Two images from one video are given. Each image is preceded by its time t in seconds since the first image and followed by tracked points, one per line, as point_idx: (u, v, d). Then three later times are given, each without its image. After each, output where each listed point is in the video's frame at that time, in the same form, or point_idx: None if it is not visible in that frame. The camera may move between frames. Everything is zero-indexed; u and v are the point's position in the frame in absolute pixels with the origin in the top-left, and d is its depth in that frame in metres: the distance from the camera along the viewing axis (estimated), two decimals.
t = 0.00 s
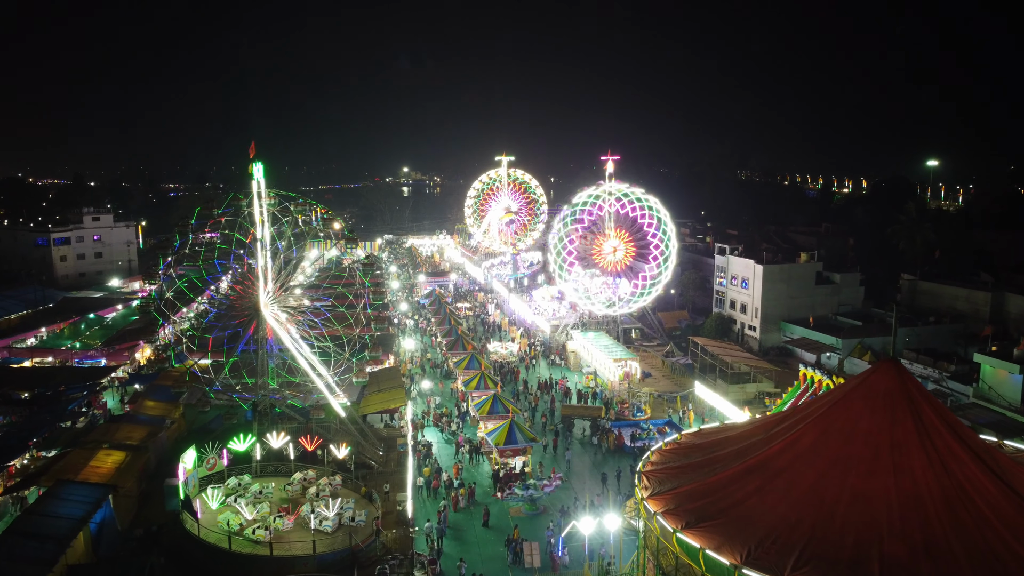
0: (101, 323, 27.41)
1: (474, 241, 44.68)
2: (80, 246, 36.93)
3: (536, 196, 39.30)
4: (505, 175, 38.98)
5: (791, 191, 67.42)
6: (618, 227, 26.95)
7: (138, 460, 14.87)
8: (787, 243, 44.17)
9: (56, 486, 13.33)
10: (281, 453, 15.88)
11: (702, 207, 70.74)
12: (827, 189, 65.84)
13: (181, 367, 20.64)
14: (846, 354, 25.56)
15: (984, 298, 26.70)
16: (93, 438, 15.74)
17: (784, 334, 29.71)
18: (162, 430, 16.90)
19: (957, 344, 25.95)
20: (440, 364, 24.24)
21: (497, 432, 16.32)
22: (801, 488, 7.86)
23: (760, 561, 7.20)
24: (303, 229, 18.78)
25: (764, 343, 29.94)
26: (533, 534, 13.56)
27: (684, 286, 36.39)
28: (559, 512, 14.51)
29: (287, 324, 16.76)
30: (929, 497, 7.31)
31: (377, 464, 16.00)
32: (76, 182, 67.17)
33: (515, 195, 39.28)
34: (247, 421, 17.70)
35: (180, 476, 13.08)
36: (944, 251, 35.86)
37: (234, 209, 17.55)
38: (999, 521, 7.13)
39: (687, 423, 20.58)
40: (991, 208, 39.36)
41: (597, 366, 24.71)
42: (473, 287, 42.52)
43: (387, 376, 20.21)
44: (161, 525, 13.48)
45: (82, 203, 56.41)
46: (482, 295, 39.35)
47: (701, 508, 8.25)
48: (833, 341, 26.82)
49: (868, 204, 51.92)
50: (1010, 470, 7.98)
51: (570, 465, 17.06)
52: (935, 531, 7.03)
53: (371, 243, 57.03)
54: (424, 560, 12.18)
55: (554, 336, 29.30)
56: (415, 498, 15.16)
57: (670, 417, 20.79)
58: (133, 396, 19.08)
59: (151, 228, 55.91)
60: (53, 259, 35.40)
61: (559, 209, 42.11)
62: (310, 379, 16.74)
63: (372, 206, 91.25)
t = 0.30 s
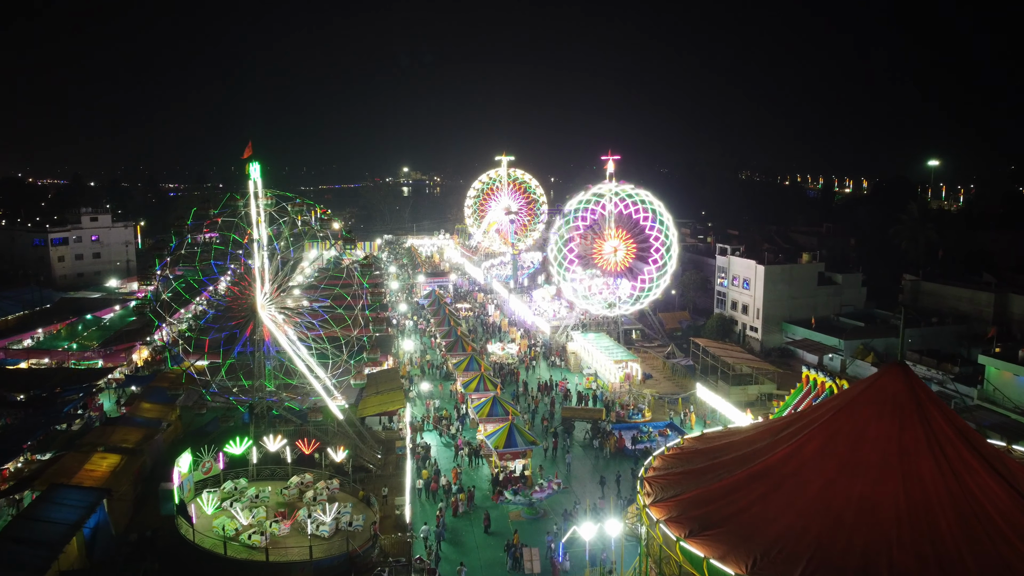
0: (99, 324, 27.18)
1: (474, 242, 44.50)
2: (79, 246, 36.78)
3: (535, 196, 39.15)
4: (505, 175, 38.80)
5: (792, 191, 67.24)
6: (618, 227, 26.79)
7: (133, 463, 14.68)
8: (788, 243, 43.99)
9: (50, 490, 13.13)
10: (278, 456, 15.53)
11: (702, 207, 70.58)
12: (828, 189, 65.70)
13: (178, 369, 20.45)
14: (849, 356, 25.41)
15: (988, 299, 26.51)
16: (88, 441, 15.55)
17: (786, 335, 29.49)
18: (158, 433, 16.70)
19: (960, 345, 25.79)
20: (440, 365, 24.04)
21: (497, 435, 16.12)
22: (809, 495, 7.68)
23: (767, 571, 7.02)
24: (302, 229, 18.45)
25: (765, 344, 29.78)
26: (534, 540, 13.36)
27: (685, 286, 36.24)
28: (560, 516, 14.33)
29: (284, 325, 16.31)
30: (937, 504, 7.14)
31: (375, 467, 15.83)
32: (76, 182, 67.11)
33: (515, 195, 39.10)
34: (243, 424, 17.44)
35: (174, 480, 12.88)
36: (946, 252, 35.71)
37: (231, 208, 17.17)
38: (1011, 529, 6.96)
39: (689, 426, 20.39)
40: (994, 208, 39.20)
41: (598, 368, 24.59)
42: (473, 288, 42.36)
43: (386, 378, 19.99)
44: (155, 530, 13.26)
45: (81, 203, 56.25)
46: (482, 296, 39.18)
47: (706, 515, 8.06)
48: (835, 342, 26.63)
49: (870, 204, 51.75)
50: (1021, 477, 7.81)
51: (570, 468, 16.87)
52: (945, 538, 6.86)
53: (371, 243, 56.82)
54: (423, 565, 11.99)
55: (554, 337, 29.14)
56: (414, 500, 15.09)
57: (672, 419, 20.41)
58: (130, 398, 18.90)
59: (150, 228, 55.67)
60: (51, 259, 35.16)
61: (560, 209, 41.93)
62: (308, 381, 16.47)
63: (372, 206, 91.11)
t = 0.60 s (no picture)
0: (95, 325, 26.89)
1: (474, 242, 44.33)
2: (76, 247, 36.57)
3: (535, 197, 38.88)
4: (505, 175, 38.60)
5: (793, 191, 67.04)
6: (619, 228, 26.54)
7: (128, 467, 14.50)
8: (789, 244, 43.81)
9: (42, 495, 12.93)
10: (275, 461, 15.31)
11: (703, 208, 70.42)
12: (829, 189, 65.51)
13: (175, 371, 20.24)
14: (851, 358, 25.27)
15: (992, 300, 26.32)
16: (83, 445, 15.36)
17: (787, 336, 29.29)
18: (154, 436, 16.50)
19: (964, 347, 25.62)
20: (440, 367, 23.81)
21: (497, 438, 15.97)
22: (817, 504, 7.48)
23: None
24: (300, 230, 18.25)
25: (767, 345, 29.59)
26: (534, 546, 13.19)
27: (686, 287, 36.07)
28: (560, 521, 14.16)
29: (281, 328, 16.11)
30: (949, 514, 6.94)
31: (373, 471, 15.66)
32: (74, 182, 66.95)
33: (515, 196, 39.02)
34: (240, 427, 17.27)
35: (169, 485, 12.70)
36: (949, 253, 35.54)
37: (227, 210, 16.63)
38: None
39: (690, 428, 20.21)
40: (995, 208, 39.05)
41: (599, 369, 24.40)
42: (473, 288, 42.14)
43: (385, 380, 19.77)
44: (151, 535, 13.12)
45: (80, 203, 56.07)
46: (482, 296, 38.98)
47: (711, 524, 7.87)
48: (838, 344, 26.44)
49: (871, 204, 51.58)
50: None
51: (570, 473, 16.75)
52: (958, 548, 6.67)
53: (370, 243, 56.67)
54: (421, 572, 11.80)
55: (554, 339, 28.93)
56: (411, 503, 15.06)
57: (673, 422, 20.58)
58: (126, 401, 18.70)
59: (149, 228, 55.46)
60: (49, 259, 34.98)
61: (560, 210, 41.76)
62: (305, 384, 16.30)
63: (372, 206, 90.95)
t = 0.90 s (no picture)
0: (93, 327, 26.46)
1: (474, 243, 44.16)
2: (74, 247, 36.32)
3: (536, 197, 38.96)
4: (505, 175, 38.34)
5: (794, 192, 66.77)
6: (620, 228, 26.14)
7: (123, 472, 14.26)
8: (790, 245, 43.67)
9: (35, 501, 12.68)
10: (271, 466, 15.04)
11: (703, 208, 70.25)
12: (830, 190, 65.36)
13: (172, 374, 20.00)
14: (854, 360, 25.11)
15: (996, 301, 26.12)
16: (77, 449, 15.12)
17: (790, 337, 29.05)
18: (150, 439, 16.23)
19: (968, 349, 25.40)
20: (439, 370, 23.58)
21: (497, 443, 15.78)
22: (826, 515, 7.28)
23: None
24: (297, 231, 18.00)
25: (769, 347, 29.38)
26: (535, 552, 13.03)
27: (687, 288, 35.87)
28: (560, 527, 13.99)
29: (279, 331, 15.98)
30: (963, 526, 6.74)
31: (371, 476, 15.49)
32: (73, 182, 66.77)
33: (515, 196, 38.82)
34: (237, 431, 17.06)
35: (163, 491, 12.48)
36: (953, 254, 35.29)
37: (223, 211, 16.38)
38: None
39: (693, 432, 19.98)
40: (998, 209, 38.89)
41: (599, 372, 24.18)
42: (473, 289, 41.91)
43: (383, 383, 19.55)
44: (145, 542, 12.89)
45: (79, 204, 55.88)
46: (482, 297, 38.74)
47: (717, 536, 7.66)
48: (841, 346, 26.21)
49: (873, 204, 51.40)
50: None
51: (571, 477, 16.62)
52: (972, 561, 6.47)
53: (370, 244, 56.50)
54: None
55: (555, 340, 28.71)
56: (408, 506, 14.98)
57: (675, 425, 20.65)
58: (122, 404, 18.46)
59: (148, 229, 55.24)
60: (46, 259, 34.78)
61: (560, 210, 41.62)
62: (302, 388, 16.08)
63: (371, 206, 90.78)
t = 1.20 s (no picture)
0: (90, 328, 25.96)
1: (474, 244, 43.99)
2: (71, 248, 36.12)
3: (536, 197, 38.60)
4: (505, 176, 38.20)
5: (794, 191, 66.53)
6: (620, 230, 26.06)
7: (117, 478, 13.95)
8: (792, 245, 43.54)
9: (27, 509, 12.34)
10: (267, 471, 14.70)
11: (704, 208, 70.08)
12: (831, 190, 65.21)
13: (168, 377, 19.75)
14: (858, 362, 25.11)
15: (1000, 303, 25.92)
16: (71, 454, 14.81)
17: (793, 339, 28.93)
18: (145, 444, 15.90)
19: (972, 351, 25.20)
20: (438, 372, 23.39)
21: (497, 448, 15.58)
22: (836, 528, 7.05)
23: None
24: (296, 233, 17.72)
25: (772, 349, 29.19)
26: (536, 560, 12.82)
27: (688, 289, 35.69)
28: (561, 535, 13.75)
29: (275, 334, 15.65)
30: (979, 538, 6.54)
31: (369, 481, 15.24)
32: (72, 182, 66.70)
33: (515, 196, 38.60)
34: (233, 435, 16.78)
35: (157, 498, 12.26)
36: (956, 254, 35.05)
37: (218, 212, 16.24)
38: None
39: (695, 435, 20.00)
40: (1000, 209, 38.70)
41: (600, 375, 23.97)
42: (473, 289, 41.67)
43: (382, 386, 19.29)
44: (139, 550, 12.63)
45: (78, 204, 55.79)
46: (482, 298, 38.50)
47: (723, 550, 7.44)
48: (844, 348, 26.04)
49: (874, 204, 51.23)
50: None
51: (573, 482, 16.33)
52: None
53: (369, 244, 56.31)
54: None
55: (555, 342, 28.50)
56: (405, 511, 14.82)
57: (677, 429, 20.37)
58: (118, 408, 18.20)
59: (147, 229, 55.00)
60: (44, 260, 34.58)
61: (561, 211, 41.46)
62: (299, 392, 15.83)
63: (371, 206, 90.56)
